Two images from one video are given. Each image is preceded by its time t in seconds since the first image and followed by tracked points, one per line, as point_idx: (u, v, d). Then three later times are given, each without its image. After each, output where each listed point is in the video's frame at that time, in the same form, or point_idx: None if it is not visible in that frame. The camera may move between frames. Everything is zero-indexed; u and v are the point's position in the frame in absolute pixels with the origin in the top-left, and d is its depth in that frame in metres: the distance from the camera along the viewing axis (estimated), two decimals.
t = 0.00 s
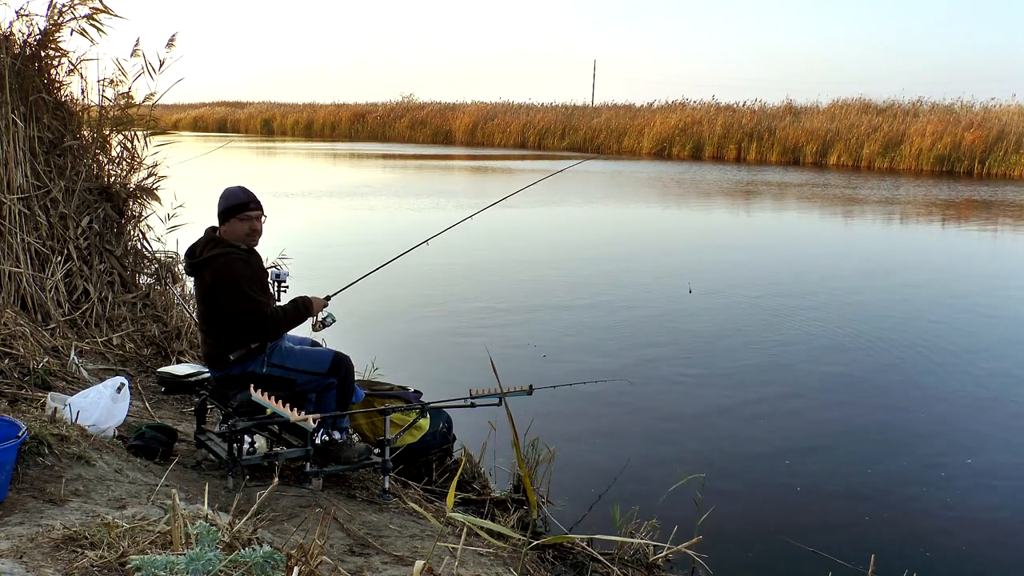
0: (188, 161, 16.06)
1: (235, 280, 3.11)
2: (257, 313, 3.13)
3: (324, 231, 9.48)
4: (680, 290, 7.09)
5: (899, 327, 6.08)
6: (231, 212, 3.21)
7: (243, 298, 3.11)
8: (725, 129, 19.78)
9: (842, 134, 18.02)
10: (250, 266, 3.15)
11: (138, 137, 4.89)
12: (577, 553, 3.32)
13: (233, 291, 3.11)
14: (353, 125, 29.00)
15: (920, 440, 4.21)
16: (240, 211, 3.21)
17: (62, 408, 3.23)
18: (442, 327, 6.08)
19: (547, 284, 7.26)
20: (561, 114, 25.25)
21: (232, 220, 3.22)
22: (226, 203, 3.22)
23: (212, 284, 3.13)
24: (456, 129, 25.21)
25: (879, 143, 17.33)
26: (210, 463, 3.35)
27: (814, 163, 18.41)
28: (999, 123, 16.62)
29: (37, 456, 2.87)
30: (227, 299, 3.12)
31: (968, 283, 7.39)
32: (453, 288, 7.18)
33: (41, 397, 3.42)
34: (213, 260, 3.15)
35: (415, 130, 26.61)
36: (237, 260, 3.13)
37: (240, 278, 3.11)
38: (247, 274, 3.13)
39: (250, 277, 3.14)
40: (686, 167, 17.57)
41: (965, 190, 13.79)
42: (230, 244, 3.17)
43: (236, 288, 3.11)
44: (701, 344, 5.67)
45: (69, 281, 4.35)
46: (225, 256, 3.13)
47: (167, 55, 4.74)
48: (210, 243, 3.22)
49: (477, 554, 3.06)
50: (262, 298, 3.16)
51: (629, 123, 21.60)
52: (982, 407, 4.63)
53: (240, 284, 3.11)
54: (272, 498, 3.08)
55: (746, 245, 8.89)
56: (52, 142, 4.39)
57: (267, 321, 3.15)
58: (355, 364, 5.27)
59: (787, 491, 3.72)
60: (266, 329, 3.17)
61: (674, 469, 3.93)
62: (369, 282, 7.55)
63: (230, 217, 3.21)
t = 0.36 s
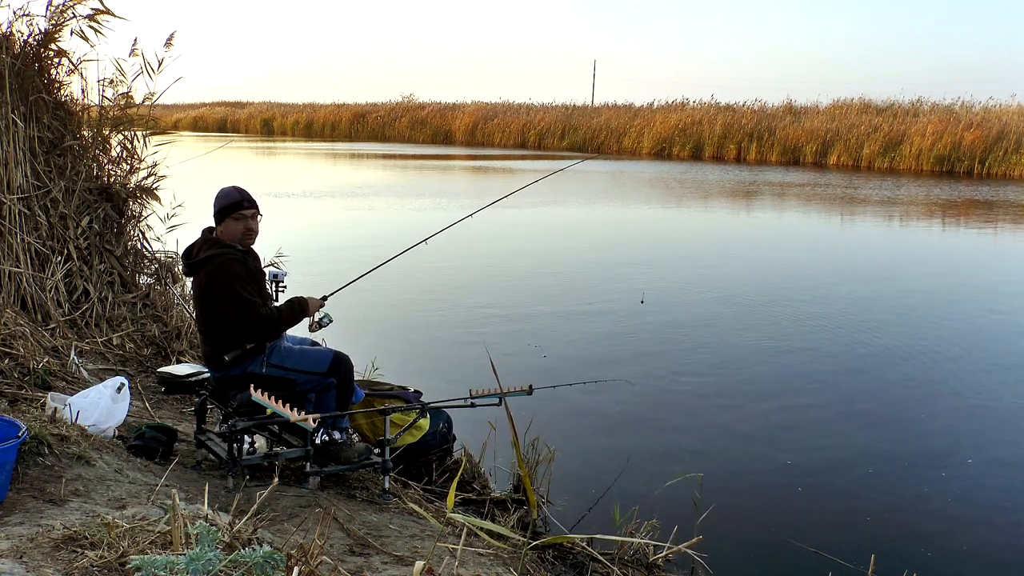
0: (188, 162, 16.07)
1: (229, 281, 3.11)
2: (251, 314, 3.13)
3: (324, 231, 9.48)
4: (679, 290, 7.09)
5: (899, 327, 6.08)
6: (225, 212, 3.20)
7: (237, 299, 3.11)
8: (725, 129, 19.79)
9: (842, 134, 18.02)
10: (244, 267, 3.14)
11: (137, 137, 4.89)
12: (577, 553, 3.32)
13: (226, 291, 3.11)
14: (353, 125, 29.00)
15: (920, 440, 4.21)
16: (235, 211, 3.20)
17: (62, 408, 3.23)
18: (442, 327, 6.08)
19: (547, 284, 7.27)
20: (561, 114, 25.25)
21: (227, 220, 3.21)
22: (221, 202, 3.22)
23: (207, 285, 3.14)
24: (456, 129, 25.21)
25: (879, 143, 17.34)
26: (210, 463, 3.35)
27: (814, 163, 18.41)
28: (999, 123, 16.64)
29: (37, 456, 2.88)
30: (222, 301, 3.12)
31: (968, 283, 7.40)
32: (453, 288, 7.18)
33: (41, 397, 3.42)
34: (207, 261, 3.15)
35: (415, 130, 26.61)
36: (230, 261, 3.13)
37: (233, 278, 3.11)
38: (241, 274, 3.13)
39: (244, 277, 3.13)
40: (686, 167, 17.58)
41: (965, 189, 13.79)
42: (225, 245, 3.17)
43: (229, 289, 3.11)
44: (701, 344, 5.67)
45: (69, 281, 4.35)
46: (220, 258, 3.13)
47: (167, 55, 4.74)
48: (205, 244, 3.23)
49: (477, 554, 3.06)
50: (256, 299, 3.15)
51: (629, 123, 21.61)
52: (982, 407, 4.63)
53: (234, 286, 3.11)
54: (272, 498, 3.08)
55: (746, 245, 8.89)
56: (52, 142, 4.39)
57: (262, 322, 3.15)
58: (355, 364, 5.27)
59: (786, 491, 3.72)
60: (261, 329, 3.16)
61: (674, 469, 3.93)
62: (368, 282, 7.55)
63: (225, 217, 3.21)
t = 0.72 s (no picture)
0: (188, 162, 16.07)
1: (231, 282, 3.11)
2: (253, 314, 3.13)
3: (324, 231, 9.49)
4: (677, 290, 7.09)
5: (899, 327, 6.09)
6: (237, 216, 3.21)
7: (238, 299, 3.11)
8: (725, 129, 19.79)
9: (842, 134, 18.03)
10: (246, 267, 3.15)
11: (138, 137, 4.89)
12: (577, 552, 3.32)
13: (228, 292, 3.11)
14: (353, 125, 28.99)
15: (920, 439, 4.21)
16: (252, 214, 3.24)
17: (62, 408, 3.23)
18: (442, 327, 6.08)
19: (546, 284, 7.27)
20: (561, 114, 25.25)
21: (247, 223, 3.24)
22: (230, 207, 3.20)
23: (207, 287, 3.13)
24: (456, 129, 25.21)
25: (879, 143, 17.35)
26: (210, 463, 3.35)
27: (815, 163, 18.43)
28: (998, 123, 16.65)
29: (37, 456, 2.87)
30: (224, 301, 3.12)
31: (969, 283, 7.40)
32: (453, 288, 7.18)
33: (41, 397, 3.42)
34: (208, 262, 3.15)
35: (415, 130, 26.61)
36: (232, 261, 3.13)
37: (235, 279, 3.12)
38: (243, 275, 3.13)
39: (245, 278, 3.14)
40: (686, 168, 17.58)
41: (965, 189, 13.80)
42: (227, 246, 3.17)
43: (231, 289, 3.11)
44: (701, 344, 5.67)
45: (69, 281, 4.35)
46: (221, 258, 3.13)
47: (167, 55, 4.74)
48: (205, 245, 3.22)
49: (477, 553, 3.05)
50: (258, 299, 3.16)
51: (629, 124, 21.62)
52: (982, 407, 4.64)
53: (236, 286, 3.11)
54: (272, 498, 3.08)
55: (746, 245, 8.89)
56: (52, 142, 4.39)
57: (263, 322, 3.15)
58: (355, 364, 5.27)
59: (787, 491, 3.72)
60: (262, 329, 3.17)
61: (674, 469, 3.93)
62: (368, 282, 7.55)
63: (245, 221, 3.23)
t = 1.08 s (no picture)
0: (188, 162, 16.07)
1: (232, 281, 3.10)
2: (255, 313, 3.13)
3: (324, 231, 9.49)
4: (677, 290, 7.09)
5: (900, 327, 6.09)
6: (240, 215, 3.20)
7: (240, 298, 3.11)
8: (725, 129, 19.79)
9: (842, 134, 18.03)
10: (247, 266, 3.14)
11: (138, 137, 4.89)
12: (577, 552, 3.32)
13: (229, 290, 3.11)
14: (353, 125, 28.98)
15: (920, 439, 4.22)
16: (257, 213, 3.25)
17: (62, 408, 3.23)
18: (441, 327, 6.08)
19: (547, 284, 7.26)
20: (561, 114, 25.25)
21: (252, 223, 3.25)
22: (232, 207, 3.20)
23: (209, 286, 3.13)
24: (456, 129, 25.21)
25: (879, 143, 17.34)
26: (210, 463, 3.35)
27: (815, 163, 18.42)
28: (999, 123, 16.66)
29: (37, 456, 2.88)
30: (226, 300, 3.11)
31: (969, 283, 7.39)
32: (452, 288, 7.18)
33: (41, 397, 3.42)
34: (209, 261, 3.15)
35: (415, 130, 26.60)
36: (233, 261, 3.12)
37: (237, 278, 3.11)
38: (244, 274, 3.12)
39: (247, 277, 3.13)
40: (686, 168, 17.58)
41: (965, 189, 13.80)
42: (228, 245, 3.17)
43: (232, 288, 3.10)
44: (701, 344, 5.67)
45: (69, 281, 4.35)
46: (223, 258, 3.13)
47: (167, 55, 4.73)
48: (206, 245, 3.22)
49: (477, 553, 3.05)
50: (259, 298, 3.15)
51: (629, 124, 21.64)
52: (982, 407, 4.64)
53: (237, 285, 3.10)
54: (272, 498, 3.08)
55: (746, 245, 8.89)
56: (52, 142, 4.39)
57: (265, 321, 3.15)
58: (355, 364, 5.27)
59: (788, 491, 3.72)
60: (264, 328, 3.16)
61: (674, 469, 3.92)
62: (367, 282, 7.55)
63: (250, 221, 3.23)
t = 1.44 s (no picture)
0: (187, 163, 16.07)
1: (235, 282, 3.10)
2: (257, 314, 3.13)
3: (324, 231, 9.49)
4: (677, 290, 7.09)
5: (899, 327, 6.09)
6: (245, 218, 3.19)
7: (242, 298, 3.10)
8: (725, 129, 19.78)
9: (842, 134, 18.03)
10: (250, 267, 3.13)
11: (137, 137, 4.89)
12: (577, 552, 3.32)
13: (232, 291, 3.10)
14: (353, 125, 28.98)
15: (920, 439, 4.22)
16: (264, 223, 3.23)
17: (62, 408, 3.23)
18: (441, 327, 6.07)
19: (547, 284, 7.26)
20: (561, 114, 25.25)
21: (255, 235, 3.23)
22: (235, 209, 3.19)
23: (211, 286, 3.13)
24: (456, 129, 25.22)
25: (879, 143, 17.34)
26: (210, 463, 3.35)
27: (815, 163, 18.42)
28: (999, 123, 16.66)
29: (37, 456, 2.87)
30: (228, 299, 3.11)
31: (969, 283, 7.39)
32: (452, 288, 7.18)
33: (41, 397, 3.42)
34: (212, 262, 3.14)
35: (415, 130, 26.60)
36: (236, 261, 3.11)
37: (239, 279, 3.11)
38: (246, 275, 3.12)
39: (250, 278, 3.13)
40: (686, 168, 17.58)
41: (965, 189, 13.80)
42: (230, 245, 3.16)
43: (235, 289, 3.10)
44: (701, 344, 5.67)
45: (69, 281, 4.35)
46: (225, 258, 3.12)
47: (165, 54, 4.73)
48: (208, 244, 3.22)
49: (477, 553, 3.05)
50: (261, 298, 3.15)
51: (629, 124, 21.63)
52: (983, 407, 4.64)
53: (239, 285, 3.10)
54: (272, 498, 3.08)
55: (746, 245, 8.90)
56: (52, 142, 4.39)
57: (267, 321, 3.15)
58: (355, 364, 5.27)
59: (788, 491, 3.72)
60: (266, 328, 3.16)
61: (674, 469, 3.92)
62: (367, 282, 7.55)
63: (255, 231, 3.22)
